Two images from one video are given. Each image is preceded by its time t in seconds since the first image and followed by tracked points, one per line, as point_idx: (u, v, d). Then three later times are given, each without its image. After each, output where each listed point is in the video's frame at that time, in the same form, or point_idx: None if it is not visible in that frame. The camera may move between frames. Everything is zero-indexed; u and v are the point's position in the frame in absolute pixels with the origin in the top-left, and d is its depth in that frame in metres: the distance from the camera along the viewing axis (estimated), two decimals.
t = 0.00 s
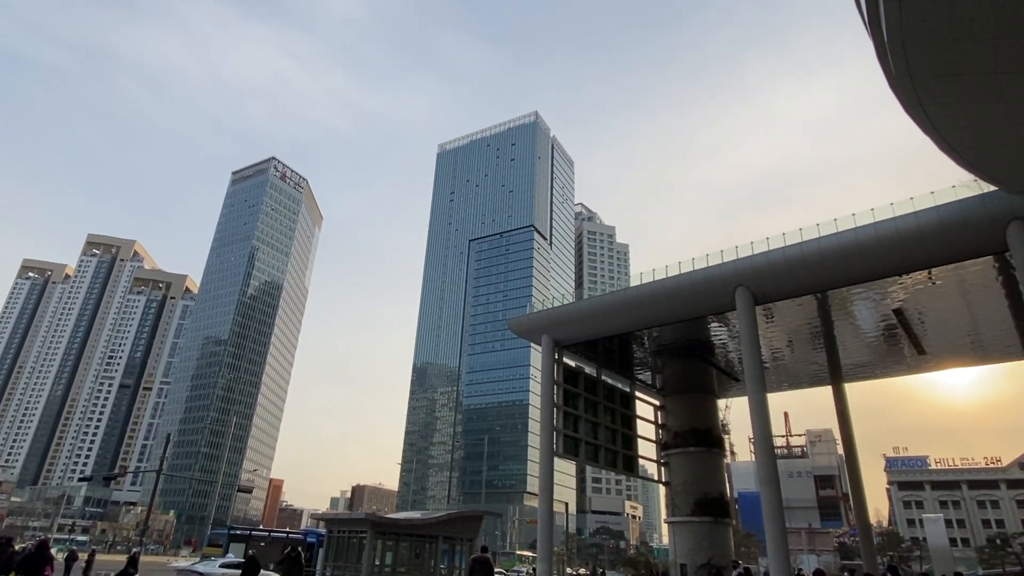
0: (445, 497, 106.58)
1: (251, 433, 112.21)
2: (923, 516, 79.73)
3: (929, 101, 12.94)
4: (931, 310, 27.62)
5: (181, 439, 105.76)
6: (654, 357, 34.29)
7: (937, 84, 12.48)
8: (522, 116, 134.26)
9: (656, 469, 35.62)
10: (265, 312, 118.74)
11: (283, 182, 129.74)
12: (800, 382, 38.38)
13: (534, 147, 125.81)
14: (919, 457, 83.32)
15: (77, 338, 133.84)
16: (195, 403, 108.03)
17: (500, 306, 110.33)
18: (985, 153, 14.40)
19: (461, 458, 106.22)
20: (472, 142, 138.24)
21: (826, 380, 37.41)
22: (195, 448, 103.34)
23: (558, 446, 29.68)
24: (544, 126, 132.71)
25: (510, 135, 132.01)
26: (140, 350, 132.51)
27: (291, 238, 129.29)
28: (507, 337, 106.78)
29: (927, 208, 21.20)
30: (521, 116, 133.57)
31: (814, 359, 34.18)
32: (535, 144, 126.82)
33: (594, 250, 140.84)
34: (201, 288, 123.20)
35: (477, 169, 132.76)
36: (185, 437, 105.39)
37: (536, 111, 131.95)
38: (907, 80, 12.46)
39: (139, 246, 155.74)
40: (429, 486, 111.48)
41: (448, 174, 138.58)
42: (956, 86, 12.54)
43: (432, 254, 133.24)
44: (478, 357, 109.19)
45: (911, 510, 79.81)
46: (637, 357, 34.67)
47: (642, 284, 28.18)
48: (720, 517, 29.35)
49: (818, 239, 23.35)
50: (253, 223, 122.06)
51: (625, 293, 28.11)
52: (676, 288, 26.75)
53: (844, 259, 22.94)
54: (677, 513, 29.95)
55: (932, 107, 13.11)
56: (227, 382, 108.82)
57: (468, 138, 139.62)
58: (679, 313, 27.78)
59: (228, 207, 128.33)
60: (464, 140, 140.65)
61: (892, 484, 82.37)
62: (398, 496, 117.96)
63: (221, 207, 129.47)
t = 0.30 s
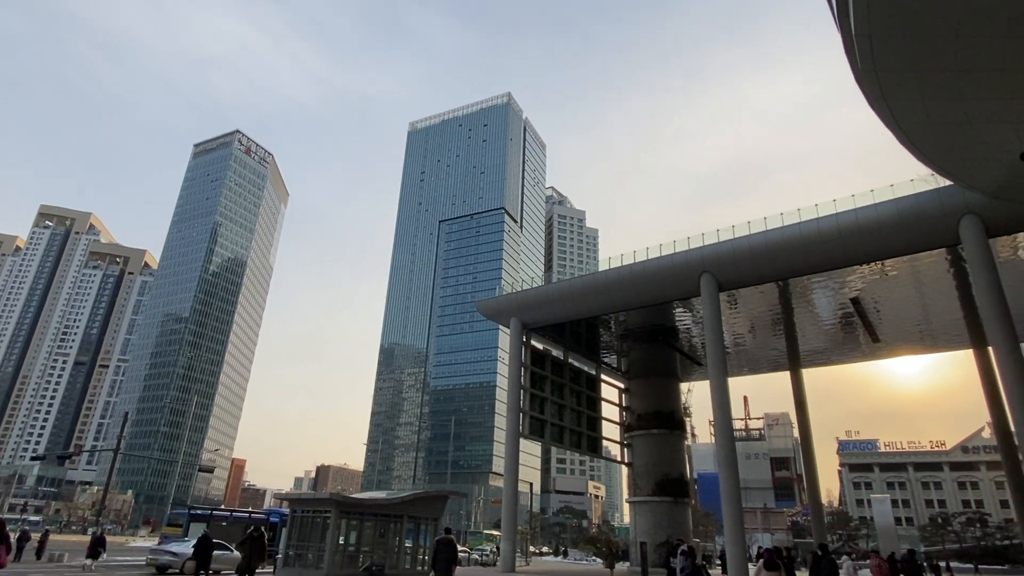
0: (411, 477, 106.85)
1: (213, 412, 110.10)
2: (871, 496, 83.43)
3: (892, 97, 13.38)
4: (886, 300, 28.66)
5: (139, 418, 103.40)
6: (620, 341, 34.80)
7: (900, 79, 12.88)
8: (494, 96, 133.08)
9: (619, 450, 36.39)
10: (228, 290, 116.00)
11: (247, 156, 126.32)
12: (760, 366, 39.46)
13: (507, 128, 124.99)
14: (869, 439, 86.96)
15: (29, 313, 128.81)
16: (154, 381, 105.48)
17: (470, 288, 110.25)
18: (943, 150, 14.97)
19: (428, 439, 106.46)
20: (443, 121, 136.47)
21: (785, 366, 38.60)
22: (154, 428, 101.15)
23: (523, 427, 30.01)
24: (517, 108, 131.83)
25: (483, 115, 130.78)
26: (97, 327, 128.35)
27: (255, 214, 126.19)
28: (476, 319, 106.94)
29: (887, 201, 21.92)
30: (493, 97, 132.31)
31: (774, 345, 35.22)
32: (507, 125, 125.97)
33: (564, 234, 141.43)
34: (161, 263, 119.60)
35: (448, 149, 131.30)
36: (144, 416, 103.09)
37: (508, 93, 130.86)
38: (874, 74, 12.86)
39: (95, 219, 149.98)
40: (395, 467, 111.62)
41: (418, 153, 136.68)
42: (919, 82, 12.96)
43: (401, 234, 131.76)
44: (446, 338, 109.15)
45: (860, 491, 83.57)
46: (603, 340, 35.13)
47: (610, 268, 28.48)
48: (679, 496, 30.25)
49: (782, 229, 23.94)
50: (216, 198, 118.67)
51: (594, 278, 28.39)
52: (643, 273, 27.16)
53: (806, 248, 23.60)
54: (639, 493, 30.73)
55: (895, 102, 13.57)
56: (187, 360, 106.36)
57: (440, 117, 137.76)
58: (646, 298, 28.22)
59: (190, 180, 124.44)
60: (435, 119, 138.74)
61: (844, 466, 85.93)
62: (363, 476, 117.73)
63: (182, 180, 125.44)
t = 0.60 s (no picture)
0: (375, 454, 106.80)
1: (171, 388, 107.28)
2: (820, 474, 87.12)
3: (855, 85, 13.73)
4: (842, 286, 29.68)
5: (93, 393, 100.67)
6: (585, 321, 35.24)
7: (863, 69, 13.27)
8: (465, 71, 131.05)
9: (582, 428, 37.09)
10: (186, 263, 112.53)
11: (208, 125, 122.18)
12: (720, 348, 40.52)
13: (477, 105, 123.43)
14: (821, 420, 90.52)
15: None
16: (109, 356, 102.39)
17: (437, 266, 109.75)
18: (901, 140, 15.48)
19: (392, 416, 106.40)
20: (413, 95, 133.87)
21: (744, 347, 39.73)
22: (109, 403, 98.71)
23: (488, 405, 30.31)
24: (488, 84, 130.14)
25: (453, 90, 128.74)
26: (47, 299, 123.49)
27: (216, 185, 122.29)
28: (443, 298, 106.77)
29: (846, 189, 22.61)
30: (464, 72, 130.23)
31: (734, 327, 36.17)
32: (478, 102, 124.33)
33: (533, 213, 141.42)
34: (116, 234, 115.30)
35: (417, 124, 129.09)
36: (99, 391, 100.35)
37: (480, 68, 128.93)
38: (838, 63, 13.17)
39: (45, 186, 144.12)
40: (358, 444, 111.40)
41: (387, 127, 134.05)
42: (880, 72, 13.32)
43: (368, 209, 129.68)
44: (412, 316, 108.72)
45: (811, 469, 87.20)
46: (569, 320, 35.54)
47: (578, 249, 28.72)
48: (638, 473, 31.11)
49: (745, 214, 24.49)
50: (174, 167, 114.60)
51: (561, 259, 28.62)
52: (610, 255, 27.50)
53: (768, 234, 24.20)
54: (599, 470, 31.49)
55: (858, 90, 13.93)
56: (144, 335, 103.45)
57: (409, 91, 135.06)
58: (612, 280, 28.61)
59: (146, 148, 119.81)
60: (405, 93, 135.98)
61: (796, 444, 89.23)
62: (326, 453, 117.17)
63: (138, 148, 120.66)
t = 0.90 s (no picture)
0: (337, 428, 106.18)
1: (126, 360, 103.71)
2: (772, 448, 90.41)
3: (820, 67, 13.88)
4: (799, 267, 30.47)
5: (43, 364, 97.29)
6: (550, 297, 35.43)
7: (828, 52, 13.41)
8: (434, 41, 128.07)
9: (545, 403, 37.53)
10: (141, 231, 108.28)
11: (163, 88, 117.40)
12: (681, 326, 41.31)
13: (446, 76, 121.07)
14: (775, 397, 93.49)
15: None
16: (58, 326, 98.51)
17: (402, 240, 108.54)
18: (861, 124, 15.79)
19: (355, 390, 105.67)
20: (379, 64, 130.35)
21: (704, 326, 40.61)
22: (57, 373, 95.92)
23: (452, 380, 30.37)
24: (457, 55, 127.61)
25: (421, 60, 125.84)
26: None
27: (172, 151, 117.52)
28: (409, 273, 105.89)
29: (807, 172, 23.11)
30: (433, 41, 127.29)
31: (695, 305, 36.88)
32: (446, 73, 121.90)
33: (501, 189, 140.59)
34: (64, 199, 110.18)
35: (384, 93, 126.03)
36: (48, 362, 97.03)
37: (449, 38, 126.19)
38: (804, 45, 13.28)
39: None
40: (321, 418, 110.44)
41: (352, 95, 130.54)
42: (844, 55, 13.47)
43: (332, 181, 126.77)
44: (377, 290, 107.56)
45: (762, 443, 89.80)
46: (534, 296, 35.66)
47: (545, 226, 28.69)
48: (599, 447, 31.72)
49: (710, 194, 24.80)
50: (127, 131, 109.87)
51: (527, 235, 28.60)
52: (577, 233, 27.58)
53: (731, 214, 24.58)
54: (561, 444, 32.02)
55: (822, 73, 14.10)
56: (96, 305, 98.54)
57: (376, 59, 131.46)
58: (578, 257, 28.73)
59: (97, 110, 114.54)
60: (371, 61, 132.30)
61: (750, 420, 92.11)
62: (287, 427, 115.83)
63: (88, 110, 115.23)
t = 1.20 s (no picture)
0: (299, 400, 104.96)
1: (78, 330, 99.73)
2: (727, 421, 93.42)
3: (785, 47, 13.95)
4: (759, 246, 31.14)
5: None
6: (516, 272, 35.41)
7: (794, 32, 13.47)
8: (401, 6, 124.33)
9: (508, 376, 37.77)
10: (92, 195, 103.39)
11: (114, 45, 111.55)
12: (644, 302, 41.97)
13: (413, 43, 117.99)
14: (731, 372, 96.29)
15: None
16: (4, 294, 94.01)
17: (366, 211, 106.74)
18: (823, 106, 16.04)
19: (318, 362, 104.42)
20: (344, 27, 126.04)
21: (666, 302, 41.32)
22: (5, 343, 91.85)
23: (416, 353, 30.28)
24: (425, 22, 124.30)
25: (387, 25, 122.17)
26: None
27: (125, 113, 112.06)
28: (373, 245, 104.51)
29: (769, 152, 23.47)
30: (400, 6, 123.57)
31: (657, 282, 37.43)
32: (414, 39, 118.74)
33: (468, 161, 139.00)
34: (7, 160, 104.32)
35: (348, 59, 122.24)
36: None
37: (417, 4, 122.67)
38: (772, 23, 13.29)
39: None
40: (282, 390, 108.78)
41: (315, 60, 126.27)
42: (810, 36, 13.56)
43: (294, 148, 123.13)
44: (340, 262, 105.92)
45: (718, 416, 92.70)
46: (500, 271, 35.58)
47: (511, 200, 28.50)
48: (561, 419, 32.17)
49: (675, 172, 25.00)
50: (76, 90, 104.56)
51: (493, 209, 28.40)
52: (543, 207, 27.50)
53: (695, 193, 24.81)
54: (524, 416, 32.38)
55: (788, 52, 14.17)
56: (44, 272, 94.77)
57: (340, 22, 127.04)
58: (544, 232, 28.68)
59: (43, 67, 108.46)
60: (336, 24, 127.84)
61: (707, 393, 94.86)
62: (247, 399, 113.83)
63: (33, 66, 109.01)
